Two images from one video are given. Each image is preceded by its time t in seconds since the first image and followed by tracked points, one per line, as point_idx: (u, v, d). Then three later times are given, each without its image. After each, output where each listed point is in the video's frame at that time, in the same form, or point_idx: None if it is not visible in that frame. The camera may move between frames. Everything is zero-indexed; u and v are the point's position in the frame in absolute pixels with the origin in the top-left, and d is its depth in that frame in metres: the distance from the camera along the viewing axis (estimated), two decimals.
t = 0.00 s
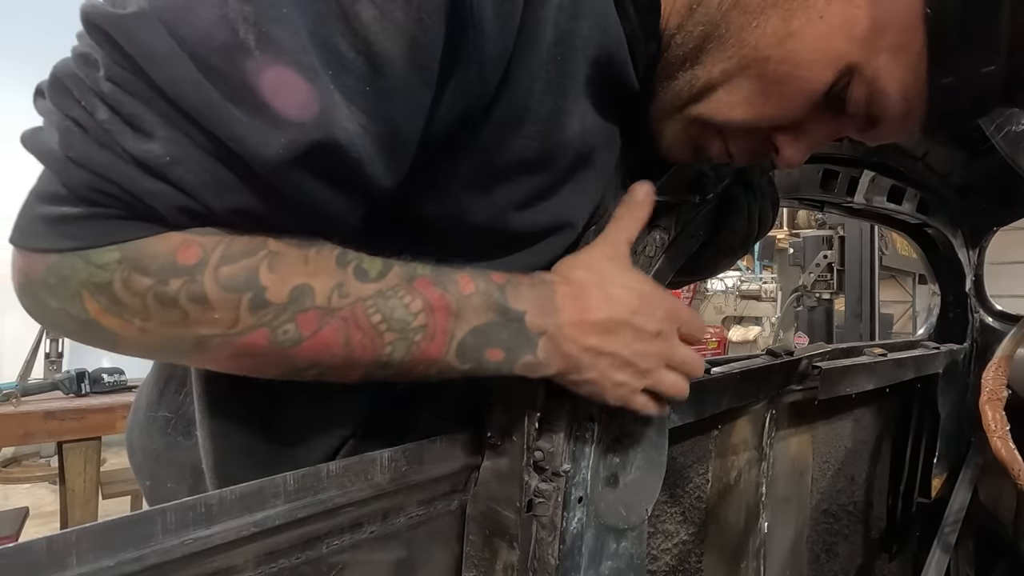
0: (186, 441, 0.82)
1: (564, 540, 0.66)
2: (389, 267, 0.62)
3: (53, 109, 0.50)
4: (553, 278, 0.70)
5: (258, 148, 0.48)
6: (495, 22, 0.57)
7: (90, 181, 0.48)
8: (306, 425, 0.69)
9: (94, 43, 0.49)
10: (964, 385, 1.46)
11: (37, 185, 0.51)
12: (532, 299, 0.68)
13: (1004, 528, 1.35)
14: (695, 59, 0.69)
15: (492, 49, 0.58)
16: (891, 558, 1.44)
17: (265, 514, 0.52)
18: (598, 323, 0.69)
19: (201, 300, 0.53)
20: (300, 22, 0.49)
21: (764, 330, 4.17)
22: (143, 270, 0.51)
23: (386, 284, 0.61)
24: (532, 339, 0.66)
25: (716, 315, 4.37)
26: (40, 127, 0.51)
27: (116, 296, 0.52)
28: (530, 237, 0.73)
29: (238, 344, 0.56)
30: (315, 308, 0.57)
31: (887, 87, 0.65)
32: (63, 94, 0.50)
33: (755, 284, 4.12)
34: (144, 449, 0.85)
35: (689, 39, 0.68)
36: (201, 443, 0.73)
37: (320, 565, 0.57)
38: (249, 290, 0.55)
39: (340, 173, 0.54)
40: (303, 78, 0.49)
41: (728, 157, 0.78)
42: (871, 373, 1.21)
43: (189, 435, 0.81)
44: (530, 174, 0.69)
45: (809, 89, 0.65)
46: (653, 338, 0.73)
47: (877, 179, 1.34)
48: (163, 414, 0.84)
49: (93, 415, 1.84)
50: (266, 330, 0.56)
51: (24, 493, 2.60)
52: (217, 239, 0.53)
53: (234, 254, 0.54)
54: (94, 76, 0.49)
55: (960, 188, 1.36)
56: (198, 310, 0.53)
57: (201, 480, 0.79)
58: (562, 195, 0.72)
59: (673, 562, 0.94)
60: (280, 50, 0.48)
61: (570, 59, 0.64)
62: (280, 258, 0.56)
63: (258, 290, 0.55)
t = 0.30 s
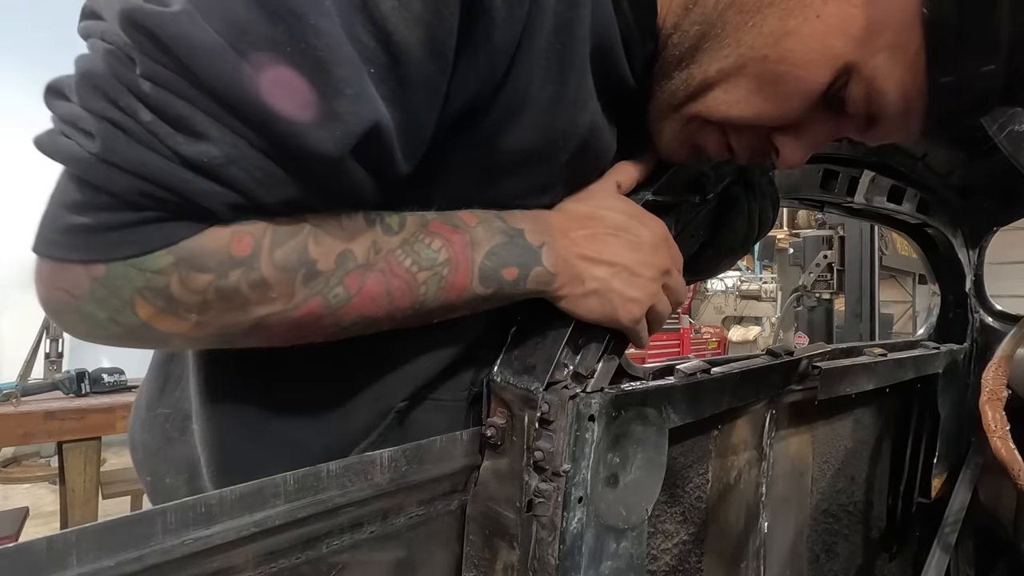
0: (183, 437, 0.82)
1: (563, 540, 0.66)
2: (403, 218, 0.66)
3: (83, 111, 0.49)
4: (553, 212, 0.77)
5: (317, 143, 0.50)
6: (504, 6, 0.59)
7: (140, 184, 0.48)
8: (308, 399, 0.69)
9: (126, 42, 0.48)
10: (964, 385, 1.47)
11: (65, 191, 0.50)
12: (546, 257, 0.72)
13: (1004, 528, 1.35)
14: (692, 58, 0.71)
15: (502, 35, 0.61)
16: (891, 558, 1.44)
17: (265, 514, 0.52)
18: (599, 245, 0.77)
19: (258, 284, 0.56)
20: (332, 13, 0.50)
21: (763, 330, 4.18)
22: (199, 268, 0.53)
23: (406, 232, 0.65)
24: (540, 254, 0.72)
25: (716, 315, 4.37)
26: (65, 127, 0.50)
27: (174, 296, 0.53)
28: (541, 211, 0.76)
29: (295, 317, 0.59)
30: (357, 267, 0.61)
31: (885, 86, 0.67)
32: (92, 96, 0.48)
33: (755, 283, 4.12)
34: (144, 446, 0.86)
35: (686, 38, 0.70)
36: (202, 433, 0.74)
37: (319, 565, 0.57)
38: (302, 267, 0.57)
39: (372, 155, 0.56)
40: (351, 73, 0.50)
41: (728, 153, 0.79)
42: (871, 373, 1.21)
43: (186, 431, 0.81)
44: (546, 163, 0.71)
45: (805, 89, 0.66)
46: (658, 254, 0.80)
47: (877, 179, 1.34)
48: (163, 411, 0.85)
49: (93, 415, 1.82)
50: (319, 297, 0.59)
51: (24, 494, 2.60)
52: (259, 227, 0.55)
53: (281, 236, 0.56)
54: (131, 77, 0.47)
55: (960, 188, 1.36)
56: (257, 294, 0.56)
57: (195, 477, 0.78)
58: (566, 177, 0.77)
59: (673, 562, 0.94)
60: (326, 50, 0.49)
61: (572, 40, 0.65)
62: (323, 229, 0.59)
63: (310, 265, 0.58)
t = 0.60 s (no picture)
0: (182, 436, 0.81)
1: (564, 540, 0.66)
2: (409, 223, 0.66)
3: (87, 110, 0.49)
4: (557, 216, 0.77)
5: (318, 142, 0.50)
6: (506, 5, 0.59)
7: (140, 184, 0.48)
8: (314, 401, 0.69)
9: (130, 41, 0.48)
10: (964, 385, 1.47)
11: (72, 192, 0.51)
12: (552, 262, 0.72)
13: (1004, 528, 1.35)
14: (693, 72, 0.72)
15: (505, 35, 0.60)
16: (891, 558, 1.44)
17: (265, 514, 0.52)
18: (603, 252, 0.76)
19: (266, 283, 0.56)
20: (332, 11, 0.50)
21: (763, 329, 4.19)
22: (207, 267, 0.53)
23: (412, 237, 0.65)
24: (545, 260, 0.71)
25: (716, 315, 4.38)
26: (71, 127, 0.50)
27: (184, 295, 0.54)
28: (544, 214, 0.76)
29: (298, 317, 0.59)
30: (364, 269, 0.61)
31: (889, 101, 0.66)
32: (96, 94, 0.49)
33: (755, 284, 4.14)
34: (146, 444, 0.86)
35: (688, 51, 0.72)
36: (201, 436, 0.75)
37: (320, 565, 0.57)
38: (306, 268, 0.58)
39: (376, 153, 0.56)
40: (352, 70, 0.50)
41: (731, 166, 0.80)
42: (871, 373, 1.21)
43: (182, 431, 0.81)
44: (550, 163, 0.71)
45: (807, 102, 0.67)
46: (658, 261, 0.81)
47: (877, 179, 1.34)
48: (164, 410, 0.85)
49: (93, 415, 1.82)
50: (324, 297, 0.59)
51: (24, 494, 2.60)
52: (263, 227, 0.55)
53: (287, 236, 0.56)
54: (135, 76, 0.48)
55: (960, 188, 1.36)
56: (264, 293, 0.57)
57: (193, 476, 0.78)
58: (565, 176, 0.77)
59: (673, 562, 0.94)
60: (328, 48, 0.49)
61: (573, 35, 0.65)
62: (327, 231, 0.59)
63: (315, 266, 0.58)
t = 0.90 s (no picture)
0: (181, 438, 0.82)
1: (564, 540, 0.66)
2: (413, 223, 0.66)
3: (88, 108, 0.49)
4: (558, 216, 0.77)
5: (329, 146, 0.50)
6: (519, 11, 0.59)
7: (142, 185, 0.48)
8: (316, 406, 0.69)
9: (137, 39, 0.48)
10: (964, 385, 1.47)
11: (73, 194, 0.50)
12: (554, 262, 0.71)
13: (1004, 529, 1.36)
14: (702, 89, 0.73)
15: (518, 39, 0.61)
16: (891, 558, 1.44)
17: (265, 514, 0.52)
18: (606, 253, 0.76)
19: (269, 287, 0.56)
20: (344, 13, 0.50)
21: (763, 329, 4.19)
22: (211, 272, 0.53)
23: (417, 237, 0.65)
24: (548, 260, 0.71)
25: (716, 315, 4.38)
26: (72, 125, 0.50)
27: (184, 298, 0.54)
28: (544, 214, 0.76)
29: (302, 320, 0.59)
30: (368, 271, 0.61)
31: (903, 124, 0.69)
32: (98, 91, 0.48)
33: (755, 284, 4.14)
34: (148, 446, 0.86)
35: (696, 66, 0.72)
36: (201, 442, 0.75)
37: (320, 565, 0.57)
38: (310, 271, 0.58)
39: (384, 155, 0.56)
40: (364, 75, 0.50)
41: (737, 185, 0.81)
42: (871, 373, 1.21)
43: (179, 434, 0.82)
44: (554, 165, 0.71)
45: (818, 124, 0.68)
46: (659, 262, 0.81)
47: (878, 180, 1.34)
48: (164, 412, 0.85)
49: (93, 415, 1.82)
50: (329, 299, 0.59)
51: (24, 494, 2.59)
52: (268, 230, 0.55)
53: (290, 239, 0.57)
54: (139, 73, 0.47)
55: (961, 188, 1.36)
56: (268, 298, 0.57)
57: (193, 477, 0.78)
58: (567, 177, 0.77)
59: (674, 562, 0.94)
60: (340, 50, 0.49)
61: (581, 38, 0.65)
62: (331, 234, 0.59)
63: (318, 269, 0.58)
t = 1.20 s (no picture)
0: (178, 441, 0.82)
1: (563, 540, 0.66)
2: (410, 227, 0.66)
3: (83, 104, 0.48)
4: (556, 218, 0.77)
5: (337, 155, 0.50)
6: (530, 23, 0.59)
7: (141, 188, 0.47)
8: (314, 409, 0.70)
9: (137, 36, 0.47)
10: (964, 385, 1.47)
11: (61, 190, 0.49)
12: (545, 267, 0.72)
13: (1004, 529, 1.36)
14: (704, 102, 0.75)
15: (527, 49, 0.61)
16: (891, 558, 1.44)
17: (265, 514, 0.52)
18: (603, 253, 0.76)
19: (264, 293, 0.56)
20: (355, 22, 0.49)
21: (763, 329, 4.19)
22: (205, 275, 0.53)
23: (413, 240, 0.65)
24: (540, 264, 0.72)
25: (716, 315, 4.38)
26: (63, 119, 0.49)
27: (174, 303, 0.53)
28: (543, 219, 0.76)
29: (297, 325, 0.59)
30: (363, 276, 0.61)
31: (903, 146, 0.71)
32: (94, 88, 0.47)
33: (755, 284, 4.14)
34: (145, 448, 0.87)
35: (700, 78, 0.74)
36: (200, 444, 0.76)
37: (320, 565, 0.57)
38: (306, 277, 0.58)
39: (391, 164, 0.57)
40: (376, 85, 0.50)
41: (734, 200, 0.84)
42: (871, 373, 1.21)
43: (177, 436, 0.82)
44: (557, 172, 0.71)
45: (820, 143, 0.70)
46: (656, 261, 0.81)
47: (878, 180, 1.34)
48: (161, 414, 0.85)
49: (93, 415, 1.82)
50: (322, 305, 0.59)
51: (23, 494, 2.59)
52: (265, 237, 0.55)
53: (289, 245, 0.57)
54: (140, 72, 0.47)
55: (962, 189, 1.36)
56: (263, 302, 0.57)
57: (191, 481, 0.79)
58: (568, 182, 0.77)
59: (674, 563, 0.94)
60: (351, 58, 0.49)
61: (589, 48, 0.65)
62: (331, 239, 0.60)
63: (314, 275, 0.58)
